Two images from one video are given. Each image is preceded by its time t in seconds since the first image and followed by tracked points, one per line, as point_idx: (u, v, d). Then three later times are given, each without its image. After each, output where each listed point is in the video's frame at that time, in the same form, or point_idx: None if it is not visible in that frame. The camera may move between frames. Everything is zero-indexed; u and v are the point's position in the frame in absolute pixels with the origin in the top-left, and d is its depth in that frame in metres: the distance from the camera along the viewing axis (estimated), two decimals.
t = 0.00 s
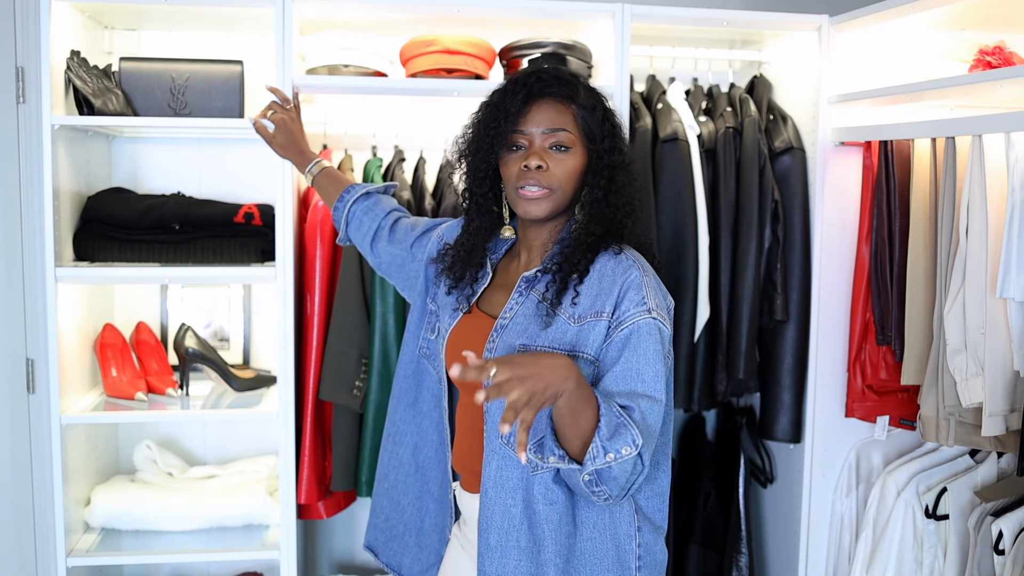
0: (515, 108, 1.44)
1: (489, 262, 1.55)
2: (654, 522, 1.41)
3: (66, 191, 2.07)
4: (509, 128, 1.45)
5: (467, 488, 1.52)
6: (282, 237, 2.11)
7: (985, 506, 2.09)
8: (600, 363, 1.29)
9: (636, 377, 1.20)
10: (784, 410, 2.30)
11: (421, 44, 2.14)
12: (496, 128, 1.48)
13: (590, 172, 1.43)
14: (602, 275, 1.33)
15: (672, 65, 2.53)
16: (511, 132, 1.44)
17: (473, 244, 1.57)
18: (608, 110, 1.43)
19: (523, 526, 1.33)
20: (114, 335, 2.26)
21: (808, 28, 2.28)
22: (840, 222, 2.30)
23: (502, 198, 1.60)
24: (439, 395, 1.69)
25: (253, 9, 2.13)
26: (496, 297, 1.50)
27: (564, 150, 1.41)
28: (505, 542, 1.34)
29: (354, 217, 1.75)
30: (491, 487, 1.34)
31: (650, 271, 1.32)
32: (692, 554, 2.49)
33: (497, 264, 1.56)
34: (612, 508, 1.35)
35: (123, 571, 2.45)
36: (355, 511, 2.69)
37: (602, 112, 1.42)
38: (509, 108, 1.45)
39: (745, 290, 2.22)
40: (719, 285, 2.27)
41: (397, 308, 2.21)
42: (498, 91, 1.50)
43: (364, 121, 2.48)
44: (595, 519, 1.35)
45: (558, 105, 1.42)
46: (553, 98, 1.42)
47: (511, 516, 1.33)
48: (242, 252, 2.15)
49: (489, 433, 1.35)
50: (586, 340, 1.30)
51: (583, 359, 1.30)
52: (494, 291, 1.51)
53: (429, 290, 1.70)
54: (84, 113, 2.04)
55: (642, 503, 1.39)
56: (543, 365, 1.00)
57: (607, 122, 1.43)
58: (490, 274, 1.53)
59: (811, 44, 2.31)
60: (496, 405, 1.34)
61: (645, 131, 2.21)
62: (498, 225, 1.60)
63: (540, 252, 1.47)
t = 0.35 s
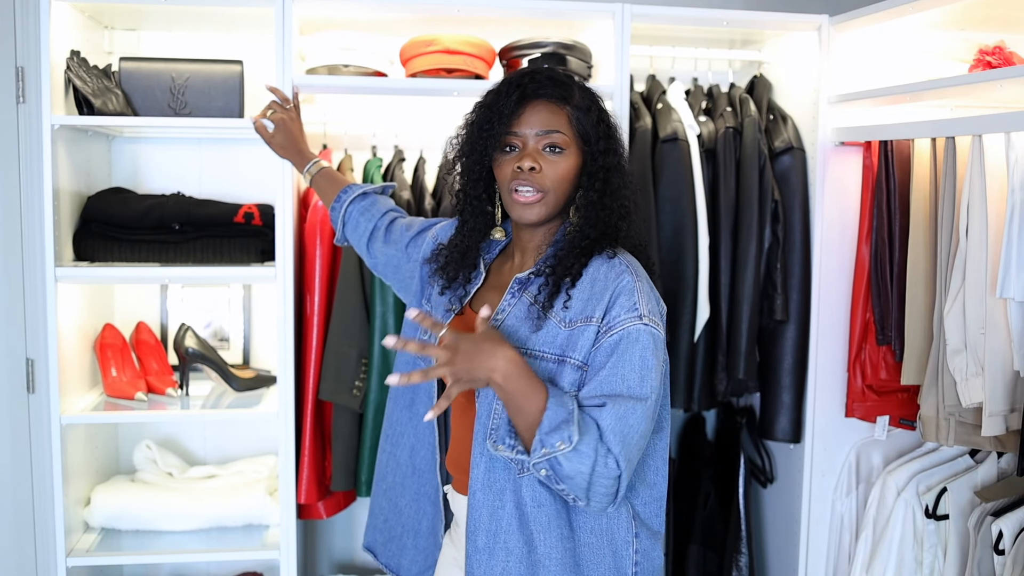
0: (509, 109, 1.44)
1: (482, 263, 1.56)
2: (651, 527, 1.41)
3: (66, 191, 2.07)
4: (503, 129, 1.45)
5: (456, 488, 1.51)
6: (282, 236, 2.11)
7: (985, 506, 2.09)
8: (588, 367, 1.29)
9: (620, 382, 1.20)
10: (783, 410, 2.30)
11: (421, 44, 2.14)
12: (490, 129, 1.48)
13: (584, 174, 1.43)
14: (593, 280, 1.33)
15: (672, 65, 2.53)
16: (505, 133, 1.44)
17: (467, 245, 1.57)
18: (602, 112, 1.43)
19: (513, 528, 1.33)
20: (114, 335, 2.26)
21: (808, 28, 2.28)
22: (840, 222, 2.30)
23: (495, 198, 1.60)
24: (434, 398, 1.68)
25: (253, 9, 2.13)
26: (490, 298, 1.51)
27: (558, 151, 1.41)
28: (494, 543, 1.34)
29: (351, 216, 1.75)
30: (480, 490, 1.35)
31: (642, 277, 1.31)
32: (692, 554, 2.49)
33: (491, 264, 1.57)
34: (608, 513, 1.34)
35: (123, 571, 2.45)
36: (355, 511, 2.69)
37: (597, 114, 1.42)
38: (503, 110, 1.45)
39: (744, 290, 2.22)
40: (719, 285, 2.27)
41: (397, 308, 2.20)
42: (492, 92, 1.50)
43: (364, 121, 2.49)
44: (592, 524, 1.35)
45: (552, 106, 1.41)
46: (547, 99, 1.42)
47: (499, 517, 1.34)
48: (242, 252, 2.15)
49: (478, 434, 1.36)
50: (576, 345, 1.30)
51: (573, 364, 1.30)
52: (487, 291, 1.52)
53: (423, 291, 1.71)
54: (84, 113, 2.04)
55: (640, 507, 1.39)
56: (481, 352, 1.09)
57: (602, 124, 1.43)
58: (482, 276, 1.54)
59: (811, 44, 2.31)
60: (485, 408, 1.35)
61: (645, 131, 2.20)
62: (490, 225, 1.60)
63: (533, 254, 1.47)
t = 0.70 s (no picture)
0: (496, 115, 1.44)
1: (477, 267, 1.56)
2: (651, 527, 1.41)
3: (66, 191, 2.07)
4: (491, 135, 1.45)
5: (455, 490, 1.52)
6: (283, 236, 2.10)
7: (985, 506, 2.09)
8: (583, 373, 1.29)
9: (616, 391, 1.21)
10: (783, 410, 2.30)
11: (421, 44, 2.14)
12: (478, 134, 1.48)
13: (575, 176, 1.42)
14: (585, 285, 1.33)
15: (672, 65, 2.53)
16: (494, 139, 1.44)
17: (459, 250, 1.58)
18: (592, 113, 1.43)
19: (509, 532, 1.34)
20: (114, 335, 2.26)
21: (808, 28, 2.28)
22: (839, 222, 2.30)
23: (486, 200, 1.60)
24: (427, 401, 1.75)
25: (253, 9, 2.13)
26: (484, 301, 1.50)
27: (548, 155, 1.41)
28: (491, 547, 1.35)
29: (351, 217, 1.76)
30: (476, 496, 1.35)
31: (635, 281, 1.31)
32: (692, 554, 2.49)
33: (485, 266, 1.57)
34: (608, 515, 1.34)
35: (123, 571, 2.45)
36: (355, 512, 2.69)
37: (587, 115, 1.42)
38: (491, 115, 1.45)
39: (745, 290, 2.22)
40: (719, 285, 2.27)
41: (397, 308, 2.22)
42: (480, 96, 1.50)
43: (364, 121, 2.49)
44: (593, 526, 1.34)
45: (540, 110, 1.41)
46: (536, 103, 1.42)
47: (494, 522, 1.34)
48: (242, 253, 2.15)
49: (473, 441, 1.36)
50: (569, 351, 1.31)
51: (566, 371, 1.31)
52: (482, 295, 1.52)
53: (421, 292, 1.71)
54: (84, 113, 2.04)
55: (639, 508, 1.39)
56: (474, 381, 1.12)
57: (592, 125, 1.42)
58: (476, 282, 1.54)
59: (811, 44, 2.31)
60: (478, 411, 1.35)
61: (645, 131, 2.20)
62: (481, 228, 1.61)
63: (526, 258, 1.47)
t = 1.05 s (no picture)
0: (500, 115, 1.43)
1: (477, 267, 1.56)
2: (650, 527, 1.41)
3: (66, 191, 2.07)
4: (495, 134, 1.44)
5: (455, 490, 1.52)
6: (282, 235, 2.11)
7: (985, 506, 2.09)
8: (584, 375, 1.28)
9: (621, 392, 1.19)
10: (784, 410, 2.30)
11: (421, 44, 2.14)
12: (482, 134, 1.48)
13: (576, 177, 1.43)
14: (585, 285, 1.33)
15: (672, 65, 2.53)
16: (498, 139, 1.44)
17: (460, 250, 1.58)
18: (593, 115, 1.43)
19: (506, 532, 1.34)
20: (114, 335, 2.26)
21: (808, 28, 2.28)
22: (839, 223, 2.30)
23: (487, 200, 1.61)
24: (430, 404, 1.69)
25: (253, 9, 2.13)
26: (484, 302, 1.50)
27: (551, 156, 1.41)
28: (489, 547, 1.35)
29: (349, 218, 1.76)
30: (475, 496, 1.36)
31: (634, 282, 1.31)
32: (692, 554, 2.49)
33: (484, 267, 1.57)
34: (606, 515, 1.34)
35: (123, 571, 2.45)
36: (355, 512, 2.69)
37: (587, 117, 1.42)
38: (495, 115, 1.44)
39: (745, 290, 2.22)
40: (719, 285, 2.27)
41: (397, 308, 2.22)
42: (483, 97, 1.50)
43: (364, 121, 2.49)
44: (591, 526, 1.33)
45: (543, 110, 1.41)
46: (539, 104, 1.42)
47: (490, 520, 1.35)
48: (242, 253, 2.15)
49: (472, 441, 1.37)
50: (569, 351, 1.30)
51: (566, 371, 1.31)
52: (481, 295, 1.52)
53: (420, 293, 1.71)
54: (84, 113, 2.04)
55: (637, 509, 1.39)
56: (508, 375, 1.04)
57: (593, 127, 1.42)
58: (475, 282, 1.53)
59: (811, 44, 2.31)
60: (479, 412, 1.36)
61: (645, 131, 2.20)
62: (483, 229, 1.61)
63: (527, 258, 1.47)
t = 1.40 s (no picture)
0: (502, 111, 1.43)
1: (481, 266, 1.56)
2: (653, 527, 1.40)
3: (66, 191, 2.07)
4: (497, 131, 1.44)
5: (455, 489, 1.52)
6: (282, 236, 2.11)
7: (985, 506, 2.09)
8: (598, 372, 1.29)
9: (638, 390, 1.22)
10: (783, 410, 2.30)
11: (421, 44, 2.14)
12: (484, 133, 1.48)
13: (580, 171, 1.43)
14: (598, 283, 1.33)
15: (672, 65, 2.53)
16: (500, 135, 1.44)
17: (463, 252, 1.57)
18: (591, 108, 1.44)
19: (513, 530, 1.34)
20: (114, 335, 2.26)
21: (808, 28, 2.28)
22: (840, 223, 2.30)
23: (492, 204, 1.60)
24: (428, 402, 1.71)
25: (253, 9, 2.13)
26: (490, 301, 1.50)
27: (554, 149, 1.41)
28: (497, 545, 1.35)
29: (348, 219, 1.76)
30: (484, 494, 1.35)
31: (645, 280, 1.33)
32: (692, 554, 2.49)
33: (488, 267, 1.57)
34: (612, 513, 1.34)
35: (123, 571, 2.46)
36: (355, 512, 2.69)
37: (586, 110, 1.43)
38: (496, 112, 1.45)
39: (745, 289, 2.22)
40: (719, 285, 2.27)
41: (397, 308, 2.22)
42: (482, 96, 1.50)
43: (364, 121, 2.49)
44: (597, 524, 1.34)
45: (543, 106, 1.42)
46: (539, 99, 1.42)
47: (499, 517, 1.34)
48: (242, 253, 2.15)
49: (483, 438, 1.35)
50: (583, 348, 1.30)
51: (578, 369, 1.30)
52: (486, 295, 1.52)
53: (419, 294, 1.71)
54: (84, 113, 2.04)
55: (641, 506, 1.38)
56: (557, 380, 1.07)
57: (592, 119, 1.43)
58: (479, 281, 1.53)
59: (811, 44, 2.30)
60: (490, 410, 1.35)
61: (645, 131, 2.20)
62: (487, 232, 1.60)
63: (535, 255, 1.47)
